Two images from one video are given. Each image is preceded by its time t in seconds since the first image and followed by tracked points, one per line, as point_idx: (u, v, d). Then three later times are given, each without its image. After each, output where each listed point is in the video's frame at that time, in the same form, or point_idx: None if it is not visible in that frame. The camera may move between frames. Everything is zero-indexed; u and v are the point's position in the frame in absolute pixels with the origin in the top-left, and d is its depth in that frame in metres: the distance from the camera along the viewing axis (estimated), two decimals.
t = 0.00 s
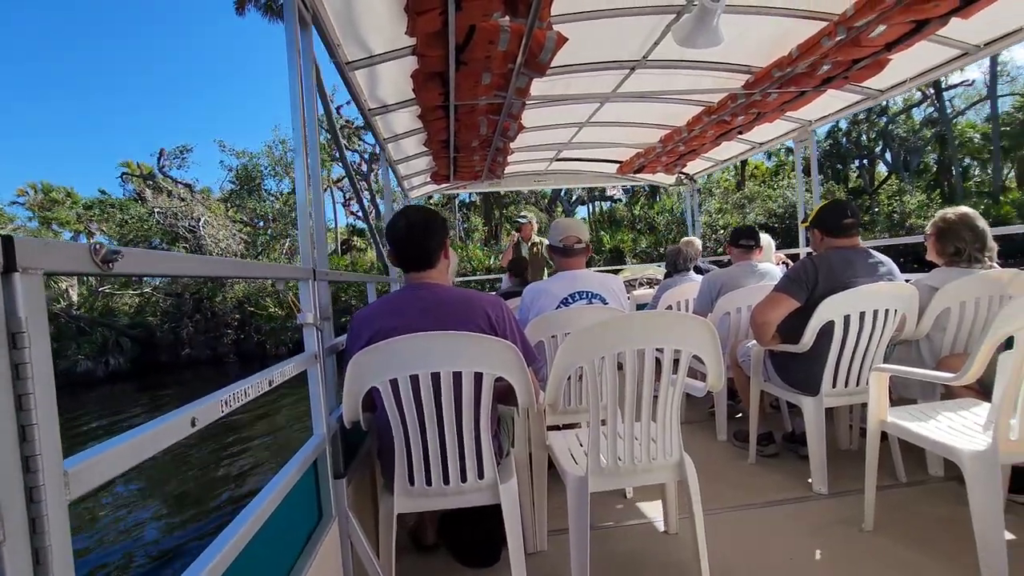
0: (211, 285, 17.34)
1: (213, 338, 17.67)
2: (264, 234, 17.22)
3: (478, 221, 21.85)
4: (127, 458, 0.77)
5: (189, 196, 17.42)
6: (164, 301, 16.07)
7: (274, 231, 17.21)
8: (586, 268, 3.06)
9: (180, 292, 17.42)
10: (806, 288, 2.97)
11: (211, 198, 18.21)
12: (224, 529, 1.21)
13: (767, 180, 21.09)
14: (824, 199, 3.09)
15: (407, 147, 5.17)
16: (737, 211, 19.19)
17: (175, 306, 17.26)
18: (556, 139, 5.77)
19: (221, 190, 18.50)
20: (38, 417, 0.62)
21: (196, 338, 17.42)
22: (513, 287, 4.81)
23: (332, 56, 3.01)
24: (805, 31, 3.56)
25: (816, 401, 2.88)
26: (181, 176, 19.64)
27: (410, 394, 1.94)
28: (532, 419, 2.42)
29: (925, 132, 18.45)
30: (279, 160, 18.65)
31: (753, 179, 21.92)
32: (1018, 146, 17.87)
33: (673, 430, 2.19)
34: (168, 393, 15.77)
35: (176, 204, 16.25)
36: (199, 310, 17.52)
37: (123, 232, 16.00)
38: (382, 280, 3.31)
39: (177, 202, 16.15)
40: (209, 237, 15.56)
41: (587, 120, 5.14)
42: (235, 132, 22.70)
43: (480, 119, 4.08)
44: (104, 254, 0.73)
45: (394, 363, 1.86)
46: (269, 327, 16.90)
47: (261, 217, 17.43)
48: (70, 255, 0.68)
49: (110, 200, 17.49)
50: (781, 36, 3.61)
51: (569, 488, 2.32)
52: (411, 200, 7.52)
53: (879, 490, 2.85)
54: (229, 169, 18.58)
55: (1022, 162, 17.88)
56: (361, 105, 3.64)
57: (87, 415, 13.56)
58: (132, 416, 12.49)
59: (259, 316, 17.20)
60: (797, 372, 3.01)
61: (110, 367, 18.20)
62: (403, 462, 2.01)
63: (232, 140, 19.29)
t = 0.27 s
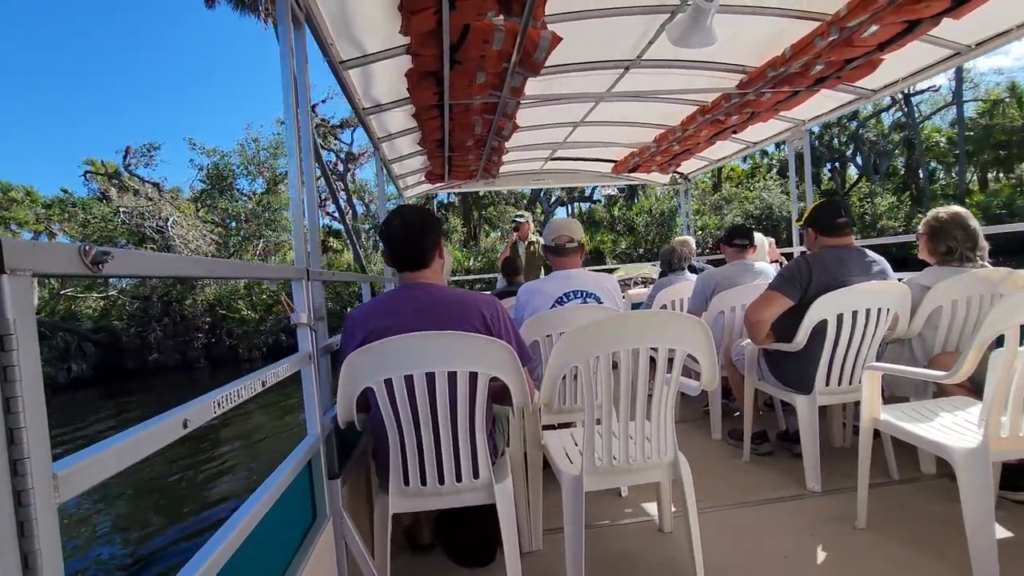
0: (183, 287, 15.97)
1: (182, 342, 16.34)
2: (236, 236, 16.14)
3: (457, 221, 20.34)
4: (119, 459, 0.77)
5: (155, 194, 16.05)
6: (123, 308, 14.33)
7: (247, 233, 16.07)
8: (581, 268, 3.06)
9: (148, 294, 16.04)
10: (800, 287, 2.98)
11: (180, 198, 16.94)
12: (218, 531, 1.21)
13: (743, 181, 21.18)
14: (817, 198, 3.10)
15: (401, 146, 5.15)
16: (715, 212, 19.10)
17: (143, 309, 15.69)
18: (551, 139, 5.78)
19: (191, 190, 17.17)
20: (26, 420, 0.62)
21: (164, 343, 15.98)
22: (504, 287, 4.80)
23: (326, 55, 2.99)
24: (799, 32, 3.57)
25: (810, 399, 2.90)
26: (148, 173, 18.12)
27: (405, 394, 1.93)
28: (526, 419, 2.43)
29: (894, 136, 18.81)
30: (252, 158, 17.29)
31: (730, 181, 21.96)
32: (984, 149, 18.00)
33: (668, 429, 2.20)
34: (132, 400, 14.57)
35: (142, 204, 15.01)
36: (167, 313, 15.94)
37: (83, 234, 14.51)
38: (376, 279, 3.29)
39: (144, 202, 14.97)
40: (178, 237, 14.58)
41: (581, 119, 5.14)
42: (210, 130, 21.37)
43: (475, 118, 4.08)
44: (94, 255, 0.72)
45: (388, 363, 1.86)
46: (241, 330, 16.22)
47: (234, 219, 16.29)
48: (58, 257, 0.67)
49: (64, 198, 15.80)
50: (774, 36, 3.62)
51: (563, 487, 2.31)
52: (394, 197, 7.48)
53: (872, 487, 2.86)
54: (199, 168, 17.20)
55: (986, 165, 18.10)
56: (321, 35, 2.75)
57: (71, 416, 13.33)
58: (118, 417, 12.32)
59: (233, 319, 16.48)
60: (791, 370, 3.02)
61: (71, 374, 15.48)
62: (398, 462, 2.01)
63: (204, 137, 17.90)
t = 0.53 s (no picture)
0: (154, 285, 14.50)
1: (154, 344, 15.54)
2: (210, 235, 15.97)
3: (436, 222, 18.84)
4: (118, 456, 0.77)
5: (123, 190, 15.61)
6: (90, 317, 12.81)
7: (221, 231, 16.00)
8: (578, 265, 3.06)
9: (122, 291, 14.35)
10: (797, 284, 2.99)
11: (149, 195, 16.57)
12: (217, 527, 1.21)
13: (721, 182, 21.20)
14: (815, 196, 3.11)
15: (399, 143, 5.14)
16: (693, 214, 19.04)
17: (110, 310, 14.18)
18: (549, 136, 5.77)
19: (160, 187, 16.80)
20: (24, 415, 0.62)
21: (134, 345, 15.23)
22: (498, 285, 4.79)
23: (323, 51, 2.98)
24: (796, 29, 3.57)
25: (807, 396, 2.91)
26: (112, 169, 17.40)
27: (404, 391, 1.93)
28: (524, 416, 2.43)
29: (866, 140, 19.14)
30: (226, 156, 17.24)
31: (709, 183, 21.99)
32: (951, 154, 18.03)
33: (666, 426, 2.20)
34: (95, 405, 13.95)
35: (109, 200, 14.51)
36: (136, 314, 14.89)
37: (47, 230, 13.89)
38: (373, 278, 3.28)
39: (111, 198, 14.49)
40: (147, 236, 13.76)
41: (579, 117, 5.14)
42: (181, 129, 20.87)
43: (472, 115, 4.07)
44: (92, 250, 0.72)
45: (386, 360, 1.85)
46: (215, 332, 15.37)
47: (208, 217, 16.10)
48: (55, 251, 0.66)
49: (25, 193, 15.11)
50: (771, 33, 3.63)
51: (562, 484, 2.32)
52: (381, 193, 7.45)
53: (869, 483, 2.88)
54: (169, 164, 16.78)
55: (952, 170, 18.18)
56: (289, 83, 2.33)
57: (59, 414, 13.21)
58: (108, 415, 12.25)
59: (205, 320, 15.65)
60: (788, 366, 3.03)
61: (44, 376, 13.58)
62: (396, 459, 2.01)
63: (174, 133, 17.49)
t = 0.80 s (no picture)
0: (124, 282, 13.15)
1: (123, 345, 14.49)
2: (184, 232, 15.84)
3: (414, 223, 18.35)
4: (116, 452, 0.77)
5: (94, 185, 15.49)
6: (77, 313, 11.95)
7: (197, 228, 15.82)
8: (577, 261, 3.06)
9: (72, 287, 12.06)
10: (796, 281, 2.99)
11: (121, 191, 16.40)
12: (217, 523, 1.21)
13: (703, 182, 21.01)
14: (813, 193, 3.11)
15: (398, 139, 5.13)
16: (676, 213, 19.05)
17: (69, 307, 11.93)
18: (548, 133, 5.76)
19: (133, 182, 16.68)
20: (22, 409, 0.61)
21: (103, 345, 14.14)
22: (497, 281, 4.79)
23: (322, 47, 2.96)
24: (795, 25, 3.56)
25: (806, 392, 2.91)
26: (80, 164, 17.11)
27: (402, 387, 1.92)
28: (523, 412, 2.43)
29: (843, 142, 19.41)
30: (202, 150, 16.98)
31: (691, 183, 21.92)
32: (926, 156, 18.17)
33: (665, 423, 2.21)
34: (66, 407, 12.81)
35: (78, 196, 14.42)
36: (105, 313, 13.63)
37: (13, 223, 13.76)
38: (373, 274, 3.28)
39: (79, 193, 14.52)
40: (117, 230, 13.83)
41: (578, 113, 5.13)
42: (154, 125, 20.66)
43: (472, 111, 4.05)
44: (89, 244, 0.72)
45: (384, 356, 1.85)
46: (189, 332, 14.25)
47: (182, 214, 15.93)
48: (51, 245, 0.66)
49: None
50: (770, 29, 3.62)
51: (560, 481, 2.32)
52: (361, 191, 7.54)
53: (867, 479, 2.89)
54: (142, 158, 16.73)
55: (926, 172, 18.20)
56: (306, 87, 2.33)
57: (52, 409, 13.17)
58: (100, 411, 12.23)
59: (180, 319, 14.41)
60: (787, 363, 3.03)
61: None
62: (395, 455, 2.01)
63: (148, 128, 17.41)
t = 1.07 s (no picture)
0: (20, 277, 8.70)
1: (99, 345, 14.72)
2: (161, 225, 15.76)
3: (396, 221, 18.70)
4: (126, 443, 0.77)
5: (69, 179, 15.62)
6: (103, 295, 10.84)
7: (175, 222, 15.77)
8: (581, 257, 3.05)
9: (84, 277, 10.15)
10: (801, 277, 2.98)
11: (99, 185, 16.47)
12: (223, 515, 1.22)
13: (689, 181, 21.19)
14: (818, 189, 3.09)
15: (402, 134, 5.14)
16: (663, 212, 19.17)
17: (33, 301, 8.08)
18: (552, 128, 5.75)
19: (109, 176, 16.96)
20: (33, 400, 0.62)
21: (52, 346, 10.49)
22: (501, 277, 4.79)
23: (326, 40, 2.95)
24: (801, 19, 3.54)
25: (809, 389, 2.91)
26: (57, 157, 17.07)
27: (407, 382, 1.93)
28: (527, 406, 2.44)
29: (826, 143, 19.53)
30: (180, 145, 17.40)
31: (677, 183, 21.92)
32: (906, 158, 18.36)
33: (668, 419, 2.21)
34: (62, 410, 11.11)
35: (52, 189, 14.40)
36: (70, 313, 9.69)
37: None
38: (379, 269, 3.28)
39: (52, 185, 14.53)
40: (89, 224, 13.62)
41: (582, 108, 5.12)
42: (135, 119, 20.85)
43: (476, 106, 4.05)
44: (97, 236, 0.72)
45: (388, 351, 1.85)
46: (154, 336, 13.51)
47: (161, 208, 16.05)
48: (60, 237, 0.66)
49: None
50: (776, 23, 3.60)
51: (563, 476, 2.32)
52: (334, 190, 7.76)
53: (870, 476, 2.89)
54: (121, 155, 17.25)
55: (907, 174, 18.41)
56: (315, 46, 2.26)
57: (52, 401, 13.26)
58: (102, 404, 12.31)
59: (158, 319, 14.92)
60: (791, 359, 3.02)
61: None
62: (399, 448, 2.02)
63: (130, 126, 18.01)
